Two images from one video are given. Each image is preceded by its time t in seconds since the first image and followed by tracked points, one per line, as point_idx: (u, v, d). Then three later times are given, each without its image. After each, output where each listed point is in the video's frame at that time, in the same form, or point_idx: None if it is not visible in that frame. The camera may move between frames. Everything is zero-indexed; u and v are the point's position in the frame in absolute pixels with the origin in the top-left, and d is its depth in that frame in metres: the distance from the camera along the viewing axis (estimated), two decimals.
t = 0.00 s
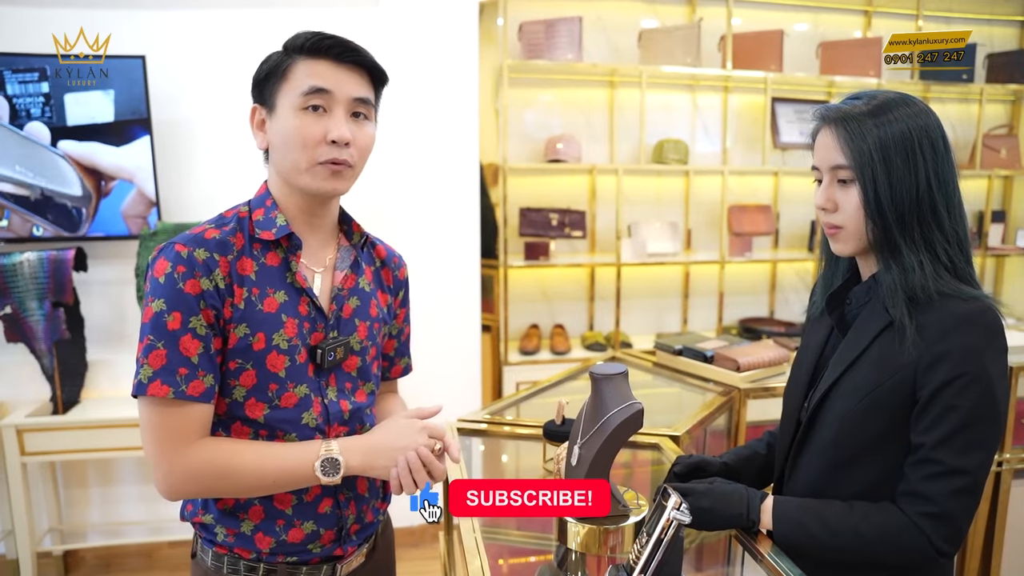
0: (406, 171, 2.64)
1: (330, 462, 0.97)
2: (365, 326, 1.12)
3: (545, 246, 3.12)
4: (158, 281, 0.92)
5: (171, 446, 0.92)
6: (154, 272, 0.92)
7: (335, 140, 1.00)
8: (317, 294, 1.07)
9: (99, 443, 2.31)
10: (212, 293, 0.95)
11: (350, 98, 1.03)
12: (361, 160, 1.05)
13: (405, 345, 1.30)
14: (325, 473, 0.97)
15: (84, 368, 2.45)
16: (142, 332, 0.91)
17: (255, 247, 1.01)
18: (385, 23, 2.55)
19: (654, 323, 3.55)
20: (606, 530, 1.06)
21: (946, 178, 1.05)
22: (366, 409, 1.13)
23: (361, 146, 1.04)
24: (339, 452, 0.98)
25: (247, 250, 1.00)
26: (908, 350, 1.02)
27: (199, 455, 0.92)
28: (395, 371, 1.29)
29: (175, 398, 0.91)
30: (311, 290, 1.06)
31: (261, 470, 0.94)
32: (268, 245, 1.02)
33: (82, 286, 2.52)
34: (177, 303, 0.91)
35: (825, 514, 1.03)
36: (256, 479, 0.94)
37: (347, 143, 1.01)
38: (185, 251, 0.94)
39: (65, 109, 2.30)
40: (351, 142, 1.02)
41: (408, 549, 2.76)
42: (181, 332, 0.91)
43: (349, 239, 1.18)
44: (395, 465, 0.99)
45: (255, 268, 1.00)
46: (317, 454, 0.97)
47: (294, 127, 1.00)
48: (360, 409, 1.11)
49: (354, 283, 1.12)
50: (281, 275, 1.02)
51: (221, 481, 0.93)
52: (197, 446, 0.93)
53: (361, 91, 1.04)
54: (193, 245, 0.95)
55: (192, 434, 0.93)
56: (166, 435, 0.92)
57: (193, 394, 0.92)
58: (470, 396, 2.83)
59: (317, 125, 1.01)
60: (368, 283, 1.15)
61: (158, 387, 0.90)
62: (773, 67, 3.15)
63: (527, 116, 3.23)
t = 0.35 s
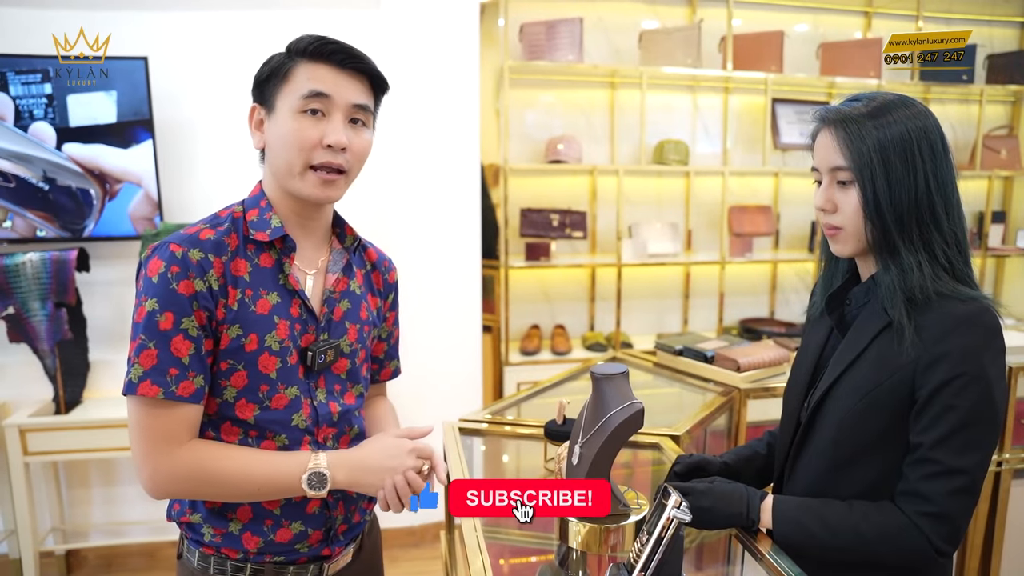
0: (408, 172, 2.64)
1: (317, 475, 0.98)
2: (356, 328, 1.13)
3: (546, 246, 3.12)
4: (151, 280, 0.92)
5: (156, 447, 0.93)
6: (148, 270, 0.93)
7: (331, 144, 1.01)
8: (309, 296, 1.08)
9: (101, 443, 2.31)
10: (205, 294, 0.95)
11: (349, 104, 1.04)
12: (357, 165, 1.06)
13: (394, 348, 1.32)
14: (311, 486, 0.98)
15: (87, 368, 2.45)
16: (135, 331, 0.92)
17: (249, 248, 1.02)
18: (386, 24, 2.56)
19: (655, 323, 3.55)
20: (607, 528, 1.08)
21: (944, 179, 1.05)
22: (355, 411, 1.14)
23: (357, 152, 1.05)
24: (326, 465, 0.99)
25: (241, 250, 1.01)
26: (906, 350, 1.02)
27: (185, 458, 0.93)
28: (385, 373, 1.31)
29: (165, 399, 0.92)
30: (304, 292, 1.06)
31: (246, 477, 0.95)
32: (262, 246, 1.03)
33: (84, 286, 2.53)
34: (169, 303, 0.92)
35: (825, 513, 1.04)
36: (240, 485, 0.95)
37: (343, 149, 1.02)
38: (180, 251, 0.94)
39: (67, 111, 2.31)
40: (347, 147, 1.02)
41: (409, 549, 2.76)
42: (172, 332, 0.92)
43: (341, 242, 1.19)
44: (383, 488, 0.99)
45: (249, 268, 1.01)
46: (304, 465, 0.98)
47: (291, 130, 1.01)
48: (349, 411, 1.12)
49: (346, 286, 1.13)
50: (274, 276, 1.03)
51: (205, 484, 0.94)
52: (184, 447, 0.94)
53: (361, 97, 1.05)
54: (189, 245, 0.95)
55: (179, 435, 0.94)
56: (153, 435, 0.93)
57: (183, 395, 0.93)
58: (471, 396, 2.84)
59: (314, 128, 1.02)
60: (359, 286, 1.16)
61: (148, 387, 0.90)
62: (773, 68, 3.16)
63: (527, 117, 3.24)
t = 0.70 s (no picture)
0: (409, 172, 2.64)
1: (265, 436, 0.84)
2: (349, 331, 1.14)
3: (548, 246, 3.12)
4: (147, 274, 0.91)
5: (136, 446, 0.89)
6: (145, 264, 0.92)
7: (340, 149, 1.01)
8: (304, 298, 1.08)
9: (103, 443, 2.31)
10: (203, 290, 0.95)
11: (360, 110, 1.04)
12: (364, 171, 1.06)
13: (388, 353, 1.31)
14: (265, 448, 0.84)
15: (88, 368, 2.45)
16: (130, 325, 0.90)
17: (248, 247, 1.02)
18: (388, 24, 2.56)
19: (656, 324, 3.55)
20: (611, 528, 1.07)
21: (949, 178, 1.05)
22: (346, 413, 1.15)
23: (366, 158, 1.04)
24: (271, 423, 0.83)
25: (240, 249, 1.01)
26: (910, 350, 1.02)
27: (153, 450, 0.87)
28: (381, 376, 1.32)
29: (159, 394, 0.89)
30: (300, 294, 1.07)
31: (206, 455, 0.85)
32: (260, 246, 1.04)
33: (85, 286, 2.53)
34: (166, 299, 0.90)
35: (827, 512, 1.04)
36: (207, 467, 0.86)
37: (352, 154, 1.02)
38: (178, 246, 0.94)
39: (68, 111, 2.31)
40: (356, 153, 1.02)
41: (410, 549, 2.76)
42: (168, 327, 0.90)
43: (339, 245, 1.19)
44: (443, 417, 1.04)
45: (248, 267, 1.01)
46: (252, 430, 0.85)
47: (301, 132, 1.01)
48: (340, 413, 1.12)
49: (343, 289, 1.14)
50: (271, 277, 1.04)
51: (177, 475, 0.87)
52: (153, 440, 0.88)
53: (371, 103, 1.05)
54: (187, 241, 0.95)
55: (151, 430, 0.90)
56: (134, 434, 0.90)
57: (179, 391, 0.91)
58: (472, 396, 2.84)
59: (323, 132, 1.01)
60: (354, 289, 1.17)
61: (143, 382, 0.88)
62: (774, 69, 3.16)
63: (528, 117, 3.24)
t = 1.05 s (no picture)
0: (411, 172, 2.64)
1: (306, 440, 0.91)
2: (351, 327, 1.13)
3: (549, 246, 3.13)
4: (146, 279, 0.92)
5: (148, 447, 0.91)
6: (142, 269, 0.92)
7: (327, 138, 1.01)
8: (303, 294, 1.08)
9: (106, 443, 2.31)
10: (201, 292, 0.95)
11: (345, 98, 1.04)
12: (354, 160, 1.07)
13: (392, 347, 1.30)
14: (302, 452, 0.91)
15: (91, 368, 2.45)
16: (131, 330, 0.91)
17: (244, 246, 1.02)
18: (390, 25, 2.56)
19: (658, 324, 3.56)
20: (616, 527, 1.07)
21: (952, 177, 1.06)
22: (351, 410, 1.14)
23: (354, 146, 1.05)
24: (314, 429, 0.91)
25: (236, 249, 1.01)
26: (915, 349, 1.03)
27: (174, 452, 0.90)
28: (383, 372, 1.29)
29: (164, 397, 0.91)
30: (299, 290, 1.07)
31: (235, 458, 0.90)
32: (256, 244, 1.03)
33: (88, 286, 2.53)
34: (166, 302, 0.91)
35: (831, 510, 1.04)
36: (233, 469, 0.90)
37: (340, 142, 1.02)
38: (174, 249, 0.94)
39: (72, 110, 2.31)
40: (344, 141, 1.03)
41: (413, 549, 2.76)
42: (169, 330, 0.91)
43: (338, 240, 1.19)
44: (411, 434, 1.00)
45: (244, 267, 1.01)
46: (291, 434, 0.91)
47: (287, 124, 1.01)
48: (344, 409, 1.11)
49: (342, 283, 1.14)
50: (268, 275, 1.04)
51: (200, 476, 0.90)
52: (172, 442, 0.91)
53: (355, 90, 1.05)
54: (183, 244, 0.95)
55: (167, 432, 0.91)
56: (144, 435, 0.91)
57: (183, 393, 0.92)
58: (474, 396, 2.84)
59: (309, 123, 1.02)
60: (355, 283, 1.17)
61: (147, 385, 0.89)
62: (776, 69, 3.17)
63: (530, 118, 3.24)
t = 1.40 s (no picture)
0: (414, 172, 2.65)
1: (315, 466, 0.97)
2: (361, 323, 1.14)
3: (552, 247, 3.15)
4: (152, 286, 0.92)
5: (156, 450, 0.93)
6: (149, 275, 0.93)
7: (325, 142, 1.01)
8: (312, 293, 1.08)
9: (110, 443, 2.31)
10: (207, 298, 0.95)
11: (341, 100, 1.04)
12: (353, 161, 1.07)
13: (399, 338, 1.32)
14: (310, 476, 0.97)
15: (94, 368, 2.45)
16: (137, 336, 0.92)
17: (249, 249, 1.02)
18: (393, 25, 2.56)
19: (660, 324, 3.56)
20: (621, 527, 1.07)
21: (957, 177, 1.06)
22: (364, 404, 1.15)
23: (352, 146, 1.06)
24: (324, 455, 0.98)
25: (242, 252, 1.01)
26: (920, 349, 1.03)
27: (185, 458, 0.94)
28: (391, 363, 1.32)
29: (166, 402, 0.92)
30: (307, 290, 1.07)
31: (247, 471, 0.95)
32: (262, 246, 1.03)
33: (92, 286, 2.54)
34: (170, 309, 0.92)
35: (836, 510, 1.04)
36: (243, 481, 0.96)
37: (337, 146, 1.02)
38: (180, 255, 0.94)
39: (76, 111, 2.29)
40: (342, 144, 1.03)
41: (416, 549, 2.76)
42: (173, 336, 0.92)
43: (343, 237, 1.19)
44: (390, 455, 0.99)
45: (251, 269, 1.01)
46: (303, 455, 0.97)
47: (284, 129, 1.02)
48: (358, 405, 1.12)
49: (350, 280, 1.14)
50: (276, 276, 1.03)
51: (209, 483, 0.95)
52: (183, 448, 0.94)
53: (351, 91, 1.05)
54: (188, 249, 0.95)
55: (177, 438, 0.94)
56: (152, 438, 0.93)
57: (184, 399, 0.93)
58: (477, 396, 2.84)
59: (307, 127, 1.02)
60: (362, 280, 1.17)
61: (150, 391, 0.91)
62: (778, 70, 3.18)
63: (532, 118, 3.25)
